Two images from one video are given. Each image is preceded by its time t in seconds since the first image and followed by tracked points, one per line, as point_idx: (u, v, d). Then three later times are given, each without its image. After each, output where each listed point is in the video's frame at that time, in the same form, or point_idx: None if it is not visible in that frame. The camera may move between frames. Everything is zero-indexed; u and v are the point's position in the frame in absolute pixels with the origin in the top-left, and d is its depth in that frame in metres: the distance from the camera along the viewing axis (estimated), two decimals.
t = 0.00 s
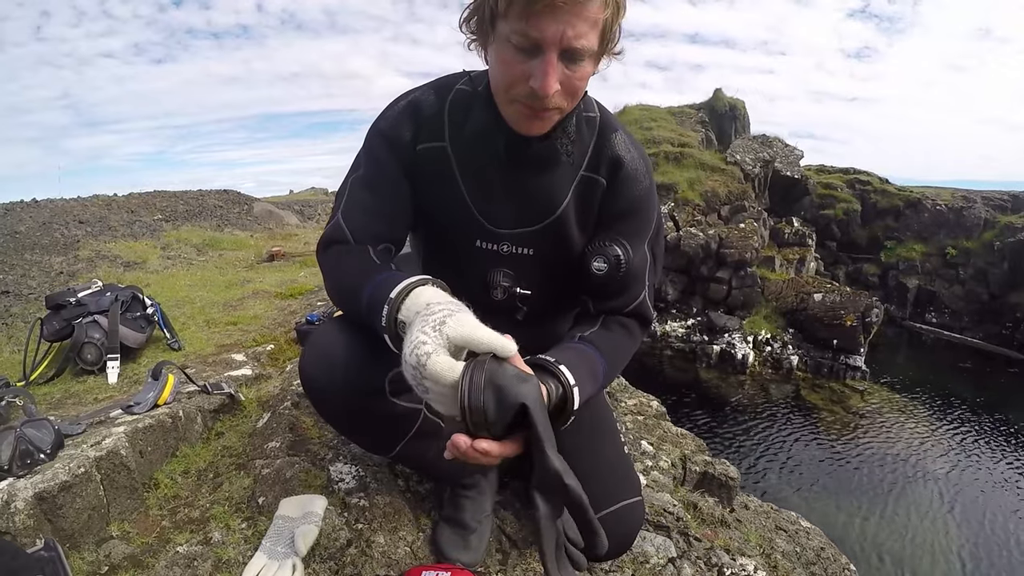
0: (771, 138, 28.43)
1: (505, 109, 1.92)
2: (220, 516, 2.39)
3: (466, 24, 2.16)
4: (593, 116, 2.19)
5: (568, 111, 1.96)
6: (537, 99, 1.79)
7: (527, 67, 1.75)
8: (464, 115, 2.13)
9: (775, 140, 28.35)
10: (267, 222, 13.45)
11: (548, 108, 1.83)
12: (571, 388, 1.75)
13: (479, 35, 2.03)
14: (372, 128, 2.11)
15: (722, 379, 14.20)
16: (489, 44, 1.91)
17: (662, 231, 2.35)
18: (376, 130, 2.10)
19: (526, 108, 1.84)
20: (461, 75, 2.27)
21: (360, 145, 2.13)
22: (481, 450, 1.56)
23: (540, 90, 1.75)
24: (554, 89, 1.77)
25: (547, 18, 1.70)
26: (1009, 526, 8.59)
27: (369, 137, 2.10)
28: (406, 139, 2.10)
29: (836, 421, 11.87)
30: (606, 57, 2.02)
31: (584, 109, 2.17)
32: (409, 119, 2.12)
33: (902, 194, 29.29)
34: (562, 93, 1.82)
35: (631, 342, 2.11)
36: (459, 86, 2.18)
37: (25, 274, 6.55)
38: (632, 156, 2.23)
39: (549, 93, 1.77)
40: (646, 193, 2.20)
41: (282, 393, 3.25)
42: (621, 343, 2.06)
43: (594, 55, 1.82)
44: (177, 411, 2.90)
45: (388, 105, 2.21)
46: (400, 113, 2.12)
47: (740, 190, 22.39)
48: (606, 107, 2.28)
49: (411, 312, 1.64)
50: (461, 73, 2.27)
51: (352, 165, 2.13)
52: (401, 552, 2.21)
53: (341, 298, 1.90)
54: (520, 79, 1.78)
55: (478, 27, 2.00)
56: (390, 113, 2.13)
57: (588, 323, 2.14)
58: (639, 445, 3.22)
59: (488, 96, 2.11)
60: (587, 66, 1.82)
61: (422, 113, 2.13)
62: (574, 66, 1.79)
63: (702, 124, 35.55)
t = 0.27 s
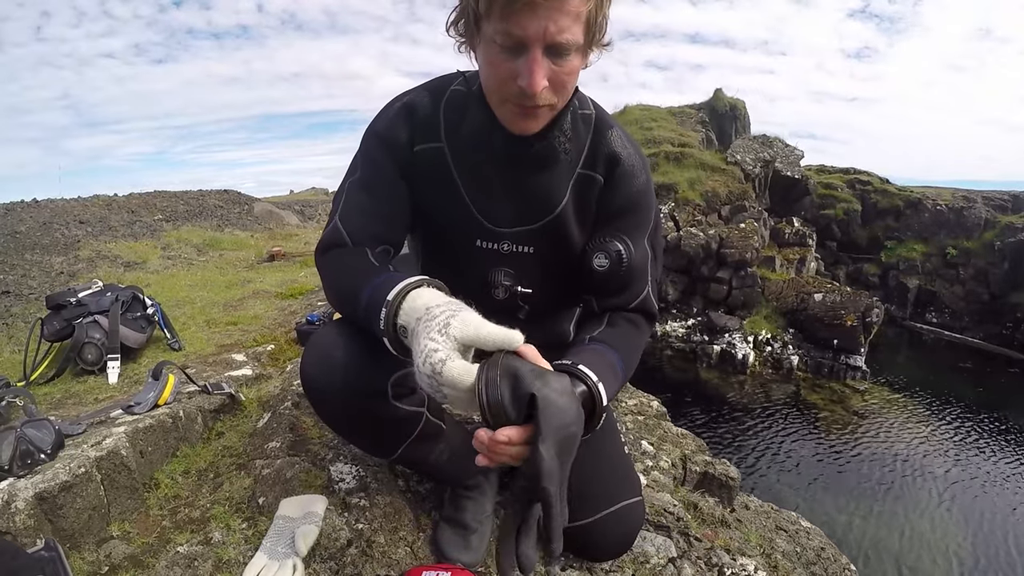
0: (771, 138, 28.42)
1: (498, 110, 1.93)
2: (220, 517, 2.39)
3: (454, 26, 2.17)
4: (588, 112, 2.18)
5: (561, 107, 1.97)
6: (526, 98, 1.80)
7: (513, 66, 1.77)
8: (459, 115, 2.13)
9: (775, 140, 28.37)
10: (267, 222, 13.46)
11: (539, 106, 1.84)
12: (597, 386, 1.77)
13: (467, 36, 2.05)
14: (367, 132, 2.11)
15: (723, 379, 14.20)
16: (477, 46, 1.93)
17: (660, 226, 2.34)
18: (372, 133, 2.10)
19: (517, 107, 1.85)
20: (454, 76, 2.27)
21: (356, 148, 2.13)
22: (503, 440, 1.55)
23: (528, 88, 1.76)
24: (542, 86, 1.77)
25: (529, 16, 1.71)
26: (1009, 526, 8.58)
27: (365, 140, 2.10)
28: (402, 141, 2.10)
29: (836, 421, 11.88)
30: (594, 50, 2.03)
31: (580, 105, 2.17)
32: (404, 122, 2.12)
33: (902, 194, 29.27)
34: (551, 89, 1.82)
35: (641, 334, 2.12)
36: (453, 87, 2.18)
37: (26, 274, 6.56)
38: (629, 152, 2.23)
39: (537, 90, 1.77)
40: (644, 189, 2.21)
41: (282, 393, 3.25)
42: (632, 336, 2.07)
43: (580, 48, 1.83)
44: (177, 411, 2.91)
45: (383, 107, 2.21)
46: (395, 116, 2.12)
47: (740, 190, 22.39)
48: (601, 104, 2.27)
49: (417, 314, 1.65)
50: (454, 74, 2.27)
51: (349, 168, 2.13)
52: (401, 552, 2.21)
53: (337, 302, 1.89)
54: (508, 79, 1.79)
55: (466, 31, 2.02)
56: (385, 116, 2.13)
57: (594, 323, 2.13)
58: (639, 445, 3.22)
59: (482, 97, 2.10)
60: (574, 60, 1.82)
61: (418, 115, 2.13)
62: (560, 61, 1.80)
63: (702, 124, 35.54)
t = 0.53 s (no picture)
0: (771, 139, 28.44)
1: (490, 108, 1.94)
2: (220, 517, 2.39)
3: (440, 31, 2.18)
4: (580, 107, 2.19)
5: (553, 102, 1.98)
6: (518, 92, 1.81)
7: (503, 62, 1.78)
8: (452, 115, 2.13)
9: (774, 140, 28.40)
10: (267, 223, 13.48)
11: (531, 100, 1.85)
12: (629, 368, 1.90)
13: (454, 38, 2.06)
14: (360, 136, 2.11)
15: (722, 380, 14.21)
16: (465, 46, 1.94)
17: (656, 217, 2.35)
18: (364, 137, 2.10)
19: (508, 103, 1.86)
20: (444, 77, 2.27)
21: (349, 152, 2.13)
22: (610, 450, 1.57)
23: (519, 82, 1.77)
24: (533, 79, 1.79)
25: (515, 10, 1.74)
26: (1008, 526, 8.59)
27: (358, 144, 2.10)
28: (396, 144, 2.10)
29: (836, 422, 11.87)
30: (580, 43, 2.06)
31: (571, 99, 2.17)
32: (397, 124, 2.11)
33: (902, 195, 29.27)
34: (542, 82, 1.84)
35: (649, 323, 2.13)
36: (444, 88, 2.18)
37: (26, 274, 6.57)
38: (622, 144, 2.24)
39: (529, 83, 1.78)
40: (638, 179, 2.22)
41: (282, 394, 3.25)
42: (640, 326, 2.08)
43: (567, 40, 1.85)
44: (177, 411, 2.91)
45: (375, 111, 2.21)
46: (387, 119, 2.11)
47: (740, 190, 22.42)
48: (591, 98, 2.28)
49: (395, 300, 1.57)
50: (443, 75, 2.27)
51: (342, 173, 2.13)
52: (401, 552, 2.21)
53: (333, 304, 1.88)
54: (498, 74, 1.80)
55: (452, 32, 2.03)
56: (377, 120, 2.13)
57: (598, 315, 2.13)
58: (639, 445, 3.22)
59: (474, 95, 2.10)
60: (562, 51, 1.84)
61: (410, 117, 2.13)
62: (549, 53, 1.81)
63: (702, 125, 35.55)
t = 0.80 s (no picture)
0: (771, 139, 28.47)
1: (490, 102, 1.93)
2: (219, 517, 2.40)
3: (436, 27, 2.17)
4: (576, 102, 2.19)
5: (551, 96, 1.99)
6: (522, 84, 1.81)
7: (506, 53, 1.78)
8: (448, 113, 2.12)
9: (774, 140, 28.40)
10: (266, 223, 13.48)
11: (533, 92, 1.85)
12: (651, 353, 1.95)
13: (451, 35, 2.05)
14: (355, 137, 2.10)
15: (722, 380, 14.21)
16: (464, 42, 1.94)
17: (653, 209, 2.35)
18: (360, 137, 2.09)
19: (511, 96, 1.86)
20: (438, 75, 2.26)
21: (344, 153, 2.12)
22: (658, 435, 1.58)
23: (523, 73, 1.78)
24: (536, 70, 1.79)
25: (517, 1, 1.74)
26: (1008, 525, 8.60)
27: (354, 145, 2.09)
28: (392, 144, 2.09)
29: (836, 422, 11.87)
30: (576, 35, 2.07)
31: (567, 95, 2.17)
32: (393, 124, 2.10)
33: (901, 195, 29.27)
34: (544, 74, 1.84)
35: (654, 313, 2.11)
36: (439, 87, 2.17)
37: (25, 274, 6.56)
38: (618, 137, 2.24)
39: (532, 74, 1.79)
40: (635, 171, 2.22)
41: (281, 394, 3.25)
42: (645, 320, 2.05)
43: (567, 32, 1.86)
44: (176, 411, 2.91)
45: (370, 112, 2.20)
46: (382, 118, 2.10)
47: (739, 190, 22.42)
48: (587, 93, 2.28)
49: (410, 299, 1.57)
50: (438, 73, 2.26)
51: (339, 174, 2.12)
52: (401, 552, 2.21)
53: (331, 305, 1.87)
54: (501, 67, 1.80)
55: (449, 29, 2.03)
56: (373, 120, 2.11)
57: (600, 308, 2.13)
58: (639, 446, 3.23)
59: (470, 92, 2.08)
60: (562, 43, 1.85)
61: (406, 116, 2.12)
62: (550, 45, 1.82)
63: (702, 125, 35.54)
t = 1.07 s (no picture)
0: (770, 138, 28.47)
1: (478, 101, 1.93)
2: (218, 517, 2.39)
3: (434, 20, 2.16)
4: (573, 102, 2.19)
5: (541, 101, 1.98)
6: (501, 84, 1.80)
7: (489, 53, 1.78)
8: (445, 115, 2.12)
9: (773, 140, 28.42)
10: (266, 222, 13.46)
11: (515, 94, 1.84)
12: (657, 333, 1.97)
13: (446, 28, 2.04)
14: (353, 140, 2.10)
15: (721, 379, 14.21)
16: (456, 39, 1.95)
17: (652, 207, 2.35)
18: (358, 141, 2.09)
19: (492, 95, 1.85)
20: (435, 77, 2.25)
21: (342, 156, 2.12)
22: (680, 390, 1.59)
23: (502, 73, 1.77)
24: (516, 72, 1.78)
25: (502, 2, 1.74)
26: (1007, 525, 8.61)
27: (352, 148, 2.09)
28: (390, 147, 2.09)
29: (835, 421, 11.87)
30: (567, 51, 2.05)
31: (564, 95, 2.17)
32: (390, 127, 2.10)
33: (900, 195, 29.29)
34: (526, 78, 1.83)
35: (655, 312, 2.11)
36: (436, 88, 2.17)
37: (24, 274, 6.55)
38: (616, 136, 2.24)
39: (512, 76, 1.78)
40: (634, 171, 2.22)
41: (281, 393, 3.25)
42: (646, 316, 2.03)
43: (555, 39, 1.85)
44: (175, 411, 2.90)
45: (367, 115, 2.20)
46: (380, 122, 2.10)
47: (739, 189, 22.43)
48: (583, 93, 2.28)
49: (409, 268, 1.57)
50: (434, 75, 2.26)
51: (337, 177, 2.12)
52: (400, 552, 2.20)
53: (337, 302, 1.88)
54: (482, 65, 1.80)
55: (446, 25, 2.03)
56: (370, 123, 2.11)
57: (600, 307, 2.13)
58: (638, 445, 3.23)
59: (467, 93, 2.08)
60: (549, 48, 1.84)
61: (403, 119, 2.12)
62: (535, 49, 1.81)
63: (701, 124, 35.53)
